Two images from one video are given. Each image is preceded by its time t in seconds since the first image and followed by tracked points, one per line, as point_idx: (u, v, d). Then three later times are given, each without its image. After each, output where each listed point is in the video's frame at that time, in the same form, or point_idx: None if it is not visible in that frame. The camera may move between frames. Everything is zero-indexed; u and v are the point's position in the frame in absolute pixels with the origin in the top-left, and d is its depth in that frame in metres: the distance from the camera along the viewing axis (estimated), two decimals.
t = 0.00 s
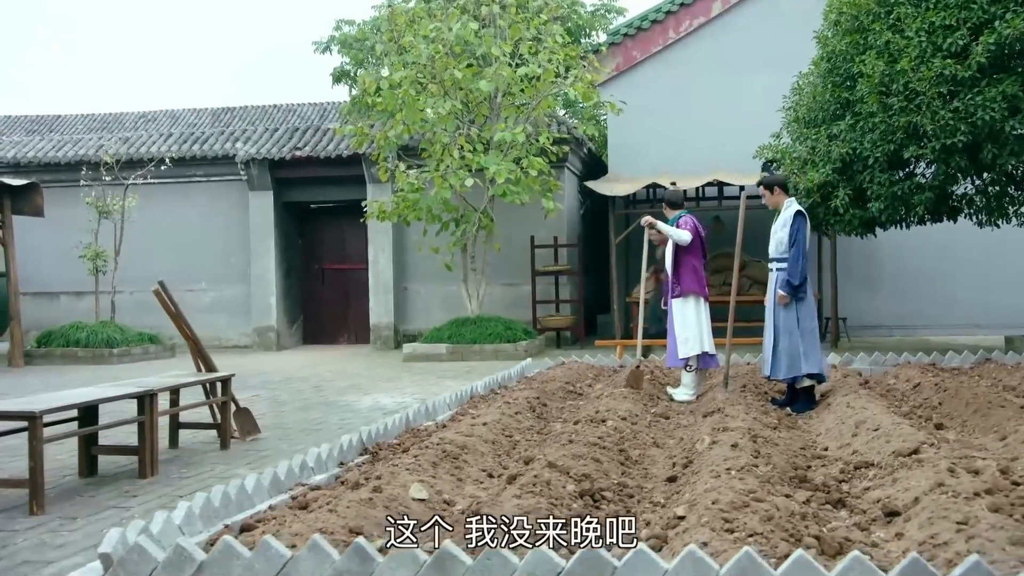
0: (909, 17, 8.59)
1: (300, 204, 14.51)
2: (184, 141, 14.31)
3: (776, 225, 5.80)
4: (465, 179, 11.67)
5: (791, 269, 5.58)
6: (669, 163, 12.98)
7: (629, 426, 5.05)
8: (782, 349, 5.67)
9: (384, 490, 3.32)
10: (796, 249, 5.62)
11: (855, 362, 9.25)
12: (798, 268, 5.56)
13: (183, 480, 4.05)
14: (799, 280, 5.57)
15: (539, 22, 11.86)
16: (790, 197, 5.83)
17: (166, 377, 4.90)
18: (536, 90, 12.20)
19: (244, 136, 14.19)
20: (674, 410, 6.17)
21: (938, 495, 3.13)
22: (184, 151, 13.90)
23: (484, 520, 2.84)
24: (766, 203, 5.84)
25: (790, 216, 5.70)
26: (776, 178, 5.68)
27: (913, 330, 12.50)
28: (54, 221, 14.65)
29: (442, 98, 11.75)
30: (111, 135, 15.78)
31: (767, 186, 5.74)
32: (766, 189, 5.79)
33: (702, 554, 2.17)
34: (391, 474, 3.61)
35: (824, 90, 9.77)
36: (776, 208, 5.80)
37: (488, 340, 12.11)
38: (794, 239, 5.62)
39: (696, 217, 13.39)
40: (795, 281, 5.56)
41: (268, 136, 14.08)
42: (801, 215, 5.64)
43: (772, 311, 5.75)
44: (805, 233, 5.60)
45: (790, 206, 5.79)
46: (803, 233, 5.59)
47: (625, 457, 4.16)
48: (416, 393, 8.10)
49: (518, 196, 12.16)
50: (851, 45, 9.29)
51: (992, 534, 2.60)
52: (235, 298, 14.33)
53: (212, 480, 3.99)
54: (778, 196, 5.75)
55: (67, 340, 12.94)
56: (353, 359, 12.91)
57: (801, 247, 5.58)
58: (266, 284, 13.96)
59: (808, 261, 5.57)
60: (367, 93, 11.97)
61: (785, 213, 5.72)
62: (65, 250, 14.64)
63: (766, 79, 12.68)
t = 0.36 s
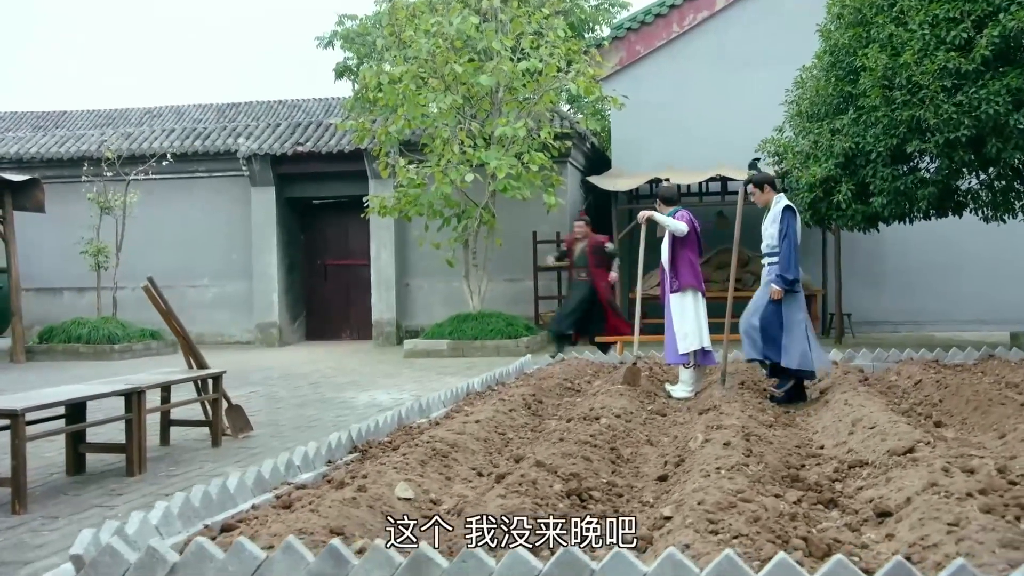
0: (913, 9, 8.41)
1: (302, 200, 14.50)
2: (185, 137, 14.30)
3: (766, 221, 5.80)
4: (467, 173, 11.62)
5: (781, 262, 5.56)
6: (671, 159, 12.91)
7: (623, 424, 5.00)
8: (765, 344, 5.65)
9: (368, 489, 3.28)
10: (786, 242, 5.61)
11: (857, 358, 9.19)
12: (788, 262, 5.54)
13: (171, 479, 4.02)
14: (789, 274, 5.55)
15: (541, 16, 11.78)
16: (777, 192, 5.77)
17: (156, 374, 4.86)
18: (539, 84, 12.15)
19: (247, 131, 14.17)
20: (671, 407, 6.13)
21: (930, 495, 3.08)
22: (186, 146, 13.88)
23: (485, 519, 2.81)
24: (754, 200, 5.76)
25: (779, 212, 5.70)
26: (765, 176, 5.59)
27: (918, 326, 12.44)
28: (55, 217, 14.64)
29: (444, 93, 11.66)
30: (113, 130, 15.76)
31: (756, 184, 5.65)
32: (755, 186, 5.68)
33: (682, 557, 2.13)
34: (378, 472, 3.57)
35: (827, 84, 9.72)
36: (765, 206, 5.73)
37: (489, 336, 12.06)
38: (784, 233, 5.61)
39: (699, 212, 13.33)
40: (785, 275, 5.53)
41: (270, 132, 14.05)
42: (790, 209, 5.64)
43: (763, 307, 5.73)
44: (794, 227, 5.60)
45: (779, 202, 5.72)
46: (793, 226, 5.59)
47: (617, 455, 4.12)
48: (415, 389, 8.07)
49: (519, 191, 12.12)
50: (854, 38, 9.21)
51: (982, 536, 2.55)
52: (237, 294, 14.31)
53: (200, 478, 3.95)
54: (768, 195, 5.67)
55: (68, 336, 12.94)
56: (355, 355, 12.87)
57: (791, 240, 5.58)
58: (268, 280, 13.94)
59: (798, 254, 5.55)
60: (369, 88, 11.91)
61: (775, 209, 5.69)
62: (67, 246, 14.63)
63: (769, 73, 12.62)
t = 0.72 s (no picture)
0: (919, 2, 8.32)
1: (305, 196, 14.48)
2: (189, 132, 14.29)
3: (746, 220, 5.85)
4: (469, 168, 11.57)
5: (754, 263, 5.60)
6: (675, 154, 12.84)
7: (617, 422, 4.96)
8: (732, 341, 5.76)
9: (353, 489, 3.24)
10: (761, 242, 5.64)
11: (860, 355, 9.11)
12: (761, 261, 5.56)
13: (161, 478, 3.98)
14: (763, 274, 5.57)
15: (544, 10, 11.70)
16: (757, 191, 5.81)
17: (148, 371, 4.82)
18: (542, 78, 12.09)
19: (250, 127, 14.15)
20: (669, 404, 6.07)
21: (922, 496, 3.03)
22: (190, 142, 13.87)
23: (484, 520, 2.79)
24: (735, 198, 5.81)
25: (755, 211, 5.73)
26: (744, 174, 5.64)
27: (926, 322, 12.34)
28: (59, 212, 14.64)
29: (446, 87, 11.58)
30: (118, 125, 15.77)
31: (736, 182, 5.71)
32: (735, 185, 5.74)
33: (663, 561, 2.08)
34: (365, 471, 3.54)
35: (832, 78, 9.65)
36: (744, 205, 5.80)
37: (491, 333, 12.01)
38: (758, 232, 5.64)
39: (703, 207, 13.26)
40: (756, 276, 5.57)
41: (273, 127, 14.03)
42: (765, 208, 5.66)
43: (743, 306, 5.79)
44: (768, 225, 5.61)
45: (758, 199, 5.76)
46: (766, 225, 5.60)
47: (609, 454, 4.08)
48: (414, 386, 8.04)
49: (521, 186, 12.09)
50: (859, 32, 9.13)
51: (972, 539, 2.50)
52: (240, 289, 14.29)
53: (189, 476, 3.91)
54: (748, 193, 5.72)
55: (71, 332, 12.94)
56: (357, 351, 12.84)
57: (764, 239, 5.60)
58: (272, 276, 13.92)
59: (770, 254, 5.56)
60: (372, 83, 11.86)
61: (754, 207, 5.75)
62: (70, 242, 14.63)
63: (774, 68, 12.53)
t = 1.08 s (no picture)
0: None
1: (319, 191, 14.49)
2: (204, 127, 14.33)
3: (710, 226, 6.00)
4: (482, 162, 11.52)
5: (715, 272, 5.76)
6: (689, 147, 12.74)
7: (623, 418, 4.91)
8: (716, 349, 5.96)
9: (349, 486, 3.21)
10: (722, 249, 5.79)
11: (876, 350, 9.01)
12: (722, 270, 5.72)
13: (162, 473, 3.97)
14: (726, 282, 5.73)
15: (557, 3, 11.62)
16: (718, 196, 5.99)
17: (152, 366, 4.82)
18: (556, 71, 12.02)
19: (264, 121, 14.17)
20: (678, 400, 6.01)
21: (926, 497, 2.96)
22: (204, 136, 13.91)
23: (485, 520, 2.75)
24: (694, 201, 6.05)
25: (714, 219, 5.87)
26: (702, 177, 5.87)
27: (946, 317, 12.18)
28: (74, 207, 14.72)
29: (458, 81, 11.53)
30: (133, 121, 15.83)
31: (696, 184, 5.93)
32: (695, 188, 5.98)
33: (651, 564, 2.04)
34: (362, 469, 3.51)
35: (848, 69, 9.52)
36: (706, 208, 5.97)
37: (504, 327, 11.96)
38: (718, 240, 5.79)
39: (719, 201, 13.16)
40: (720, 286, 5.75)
41: (287, 122, 14.05)
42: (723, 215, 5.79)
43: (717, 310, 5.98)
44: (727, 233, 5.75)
45: (717, 202, 5.94)
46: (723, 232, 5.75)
47: (611, 451, 4.04)
48: (424, 381, 8.02)
49: (534, 180, 12.04)
50: (874, 23, 9.00)
51: (974, 542, 2.44)
52: (255, 284, 14.32)
53: (189, 472, 3.90)
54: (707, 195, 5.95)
55: (86, 326, 13.01)
56: (370, 346, 12.84)
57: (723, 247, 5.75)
58: (286, 270, 13.94)
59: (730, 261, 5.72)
60: (384, 77, 11.84)
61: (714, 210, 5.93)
62: (86, 237, 14.71)
63: (791, 59, 12.40)
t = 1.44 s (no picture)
0: None
1: (336, 187, 14.50)
2: (221, 124, 14.38)
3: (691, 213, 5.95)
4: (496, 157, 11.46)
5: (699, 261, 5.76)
6: (707, 141, 12.63)
7: (630, 417, 4.86)
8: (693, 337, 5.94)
9: (346, 486, 3.19)
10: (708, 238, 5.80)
11: (894, 347, 8.88)
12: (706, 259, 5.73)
13: (164, 471, 3.96)
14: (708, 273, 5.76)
15: None
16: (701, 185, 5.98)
17: (158, 362, 4.83)
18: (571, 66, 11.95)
19: (281, 118, 14.20)
20: (688, 398, 5.94)
21: (932, 500, 2.89)
22: (222, 133, 13.96)
23: (482, 520, 2.72)
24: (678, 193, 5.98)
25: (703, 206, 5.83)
26: (684, 166, 5.80)
27: (968, 314, 12.02)
28: (93, 204, 14.82)
29: (473, 77, 11.48)
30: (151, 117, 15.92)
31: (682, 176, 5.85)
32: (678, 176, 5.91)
33: (641, 569, 1.99)
34: (362, 468, 3.48)
35: (866, 63, 9.37)
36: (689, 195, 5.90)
37: (518, 323, 11.91)
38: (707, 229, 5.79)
39: (737, 197, 13.05)
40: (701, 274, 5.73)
41: (304, 118, 14.07)
42: (714, 204, 5.78)
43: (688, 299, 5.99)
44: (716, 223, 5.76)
45: (701, 191, 5.88)
46: (714, 222, 5.76)
47: (616, 451, 3.99)
48: (436, 377, 7.99)
49: (549, 176, 11.98)
50: (893, 15, 8.86)
51: (979, 548, 2.38)
52: (272, 280, 14.36)
53: (191, 470, 3.89)
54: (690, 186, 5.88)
55: (104, 322, 13.10)
56: (385, 342, 12.84)
57: (710, 236, 5.76)
58: (303, 266, 13.97)
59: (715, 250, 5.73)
60: (399, 73, 11.81)
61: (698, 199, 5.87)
62: (104, 233, 14.80)
63: (810, 53, 12.27)
